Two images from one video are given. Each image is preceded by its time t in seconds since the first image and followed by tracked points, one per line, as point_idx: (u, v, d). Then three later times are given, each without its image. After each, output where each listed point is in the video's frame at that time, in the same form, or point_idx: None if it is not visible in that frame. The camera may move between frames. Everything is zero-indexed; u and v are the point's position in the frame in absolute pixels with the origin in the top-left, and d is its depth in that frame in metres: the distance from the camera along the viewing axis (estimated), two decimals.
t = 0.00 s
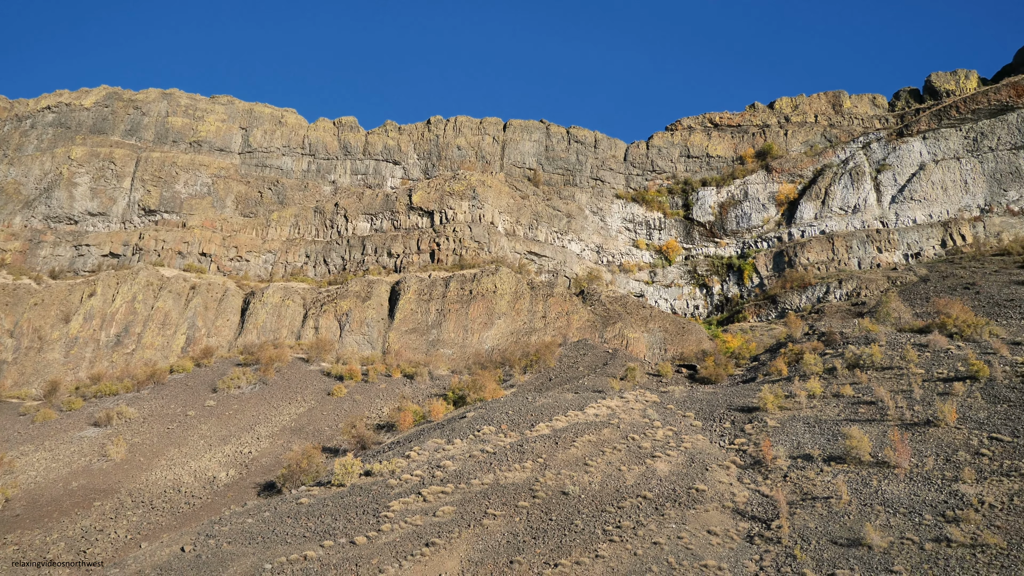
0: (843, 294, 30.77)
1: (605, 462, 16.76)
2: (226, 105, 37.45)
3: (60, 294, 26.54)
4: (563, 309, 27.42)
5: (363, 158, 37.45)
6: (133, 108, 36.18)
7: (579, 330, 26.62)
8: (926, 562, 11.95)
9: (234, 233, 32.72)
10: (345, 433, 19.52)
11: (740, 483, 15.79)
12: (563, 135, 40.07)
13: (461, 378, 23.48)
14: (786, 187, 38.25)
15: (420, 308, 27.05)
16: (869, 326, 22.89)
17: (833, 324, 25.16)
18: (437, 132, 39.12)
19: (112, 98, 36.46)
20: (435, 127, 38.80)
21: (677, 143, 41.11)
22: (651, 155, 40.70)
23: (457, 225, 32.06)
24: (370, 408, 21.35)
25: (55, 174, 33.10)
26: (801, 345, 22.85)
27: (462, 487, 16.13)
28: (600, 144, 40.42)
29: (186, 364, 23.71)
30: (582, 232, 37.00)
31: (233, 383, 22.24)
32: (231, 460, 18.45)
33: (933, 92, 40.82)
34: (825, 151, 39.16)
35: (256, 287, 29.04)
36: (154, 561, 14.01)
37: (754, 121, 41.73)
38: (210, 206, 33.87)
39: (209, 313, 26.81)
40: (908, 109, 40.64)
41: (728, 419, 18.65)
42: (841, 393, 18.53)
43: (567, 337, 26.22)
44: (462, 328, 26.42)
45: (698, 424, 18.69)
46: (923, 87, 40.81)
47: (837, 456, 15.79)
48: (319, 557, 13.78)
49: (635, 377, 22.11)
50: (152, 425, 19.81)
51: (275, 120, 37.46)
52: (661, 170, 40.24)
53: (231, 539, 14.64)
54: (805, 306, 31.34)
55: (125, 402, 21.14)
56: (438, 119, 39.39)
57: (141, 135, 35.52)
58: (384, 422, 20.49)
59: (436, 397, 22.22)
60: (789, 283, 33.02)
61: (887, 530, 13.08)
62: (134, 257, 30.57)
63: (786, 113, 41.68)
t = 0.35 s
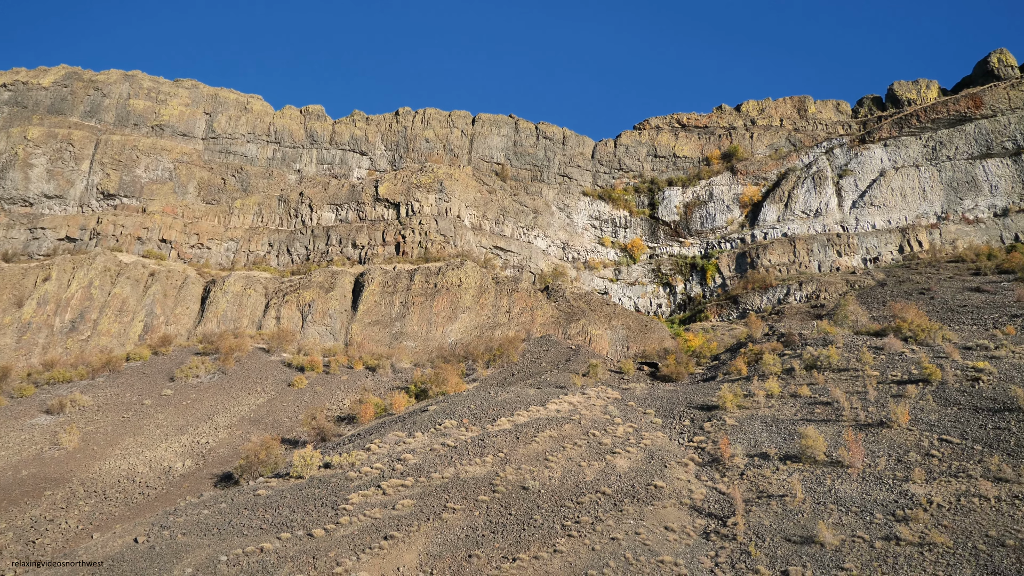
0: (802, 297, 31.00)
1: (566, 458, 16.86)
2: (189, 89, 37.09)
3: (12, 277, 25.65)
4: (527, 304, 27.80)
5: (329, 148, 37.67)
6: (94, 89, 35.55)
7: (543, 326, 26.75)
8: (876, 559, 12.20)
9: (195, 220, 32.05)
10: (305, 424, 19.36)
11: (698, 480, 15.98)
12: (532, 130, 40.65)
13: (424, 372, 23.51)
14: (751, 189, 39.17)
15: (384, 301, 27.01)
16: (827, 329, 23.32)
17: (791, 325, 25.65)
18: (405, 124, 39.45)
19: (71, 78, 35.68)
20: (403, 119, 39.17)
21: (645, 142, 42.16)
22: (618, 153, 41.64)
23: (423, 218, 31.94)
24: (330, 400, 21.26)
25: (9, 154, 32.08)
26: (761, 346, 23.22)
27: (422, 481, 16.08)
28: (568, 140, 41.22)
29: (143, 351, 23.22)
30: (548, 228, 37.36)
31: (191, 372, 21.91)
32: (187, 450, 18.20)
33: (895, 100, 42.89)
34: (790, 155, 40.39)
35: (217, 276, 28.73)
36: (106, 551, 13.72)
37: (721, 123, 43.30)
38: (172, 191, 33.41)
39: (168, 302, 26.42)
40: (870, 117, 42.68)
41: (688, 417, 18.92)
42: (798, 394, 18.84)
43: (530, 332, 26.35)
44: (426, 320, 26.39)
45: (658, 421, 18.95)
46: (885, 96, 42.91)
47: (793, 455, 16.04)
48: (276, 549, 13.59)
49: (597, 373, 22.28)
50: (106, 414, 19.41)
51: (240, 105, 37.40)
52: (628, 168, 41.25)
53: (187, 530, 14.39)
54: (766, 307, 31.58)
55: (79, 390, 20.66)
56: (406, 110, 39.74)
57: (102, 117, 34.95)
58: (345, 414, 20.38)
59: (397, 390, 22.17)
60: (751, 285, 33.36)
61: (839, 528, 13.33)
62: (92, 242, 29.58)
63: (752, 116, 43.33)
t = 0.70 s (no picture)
0: (762, 297, 31.62)
1: (526, 452, 16.90)
2: (153, 70, 36.46)
3: None
4: (491, 299, 27.74)
5: (294, 135, 37.40)
6: (52, 66, 34.67)
7: (506, 320, 26.85)
8: (827, 556, 12.44)
9: (155, 204, 31.33)
10: (264, 414, 19.07)
11: (656, 476, 16.13)
12: (501, 124, 40.96)
13: (386, 363, 23.43)
14: (715, 190, 39.82)
15: (347, 291, 26.72)
16: (787, 329, 23.60)
17: (752, 324, 26.00)
18: (373, 113, 39.31)
19: (29, 54, 34.81)
20: (371, 108, 39.05)
21: (612, 140, 42.79)
22: (586, 150, 42.14)
23: (389, 209, 31.81)
24: (290, 390, 21.11)
25: None
26: (721, 344, 23.50)
27: (381, 473, 16.00)
28: (536, 135, 41.54)
29: (98, 337, 22.64)
30: (514, 223, 37.16)
31: (147, 359, 21.48)
32: (142, 438, 17.92)
33: (857, 107, 43.85)
34: (754, 157, 40.89)
35: (177, 262, 27.98)
36: (55, 540, 13.45)
37: (688, 123, 43.85)
38: (131, 174, 32.61)
39: (125, 287, 25.58)
40: (834, 122, 43.41)
41: (648, 413, 19.16)
42: (757, 392, 19.11)
43: (494, 326, 26.50)
44: (389, 312, 26.27)
45: (618, 417, 19.12)
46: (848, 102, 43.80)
47: (750, 453, 16.23)
48: (231, 539, 13.39)
49: (559, 368, 22.35)
50: (59, 400, 18.96)
51: (205, 89, 36.85)
52: (596, 165, 41.78)
53: (139, 519, 14.14)
54: (726, 307, 32.12)
55: (31, 374, 20.16)
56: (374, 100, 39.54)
57: (60, 95, 34.08)
58: (305, 404, 20.26)
59: (358, 380, 22.14)
60: (714, 284, 33.97)
61: (792, 525, 13.56)
62: (47, 223, 28.71)
63: (719, 117, 44.04)
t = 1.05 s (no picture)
0: (724, 298, 31.95)
1: (486, 448, 16.90)
2: (114, 52, 35.64)
3: None
4: (456, 293, 28.02)
5: (260, 123, 36.56)
6: (9, 43, 33.70)
7: (470, 316, 27.15)
8: (780, 555, 12.63)
9: (114, 188, 30.47)
10: (222, 405, 18.89)
11: (615, 473, 16.24)
12: (469, 119, 40.99)
13: (347, 356, 23.37)
14: (680, 191, 40.36)
15: (310, 283, 26.53)
16: (747, 330, 23.88)
17: (714, 325, 26.23)
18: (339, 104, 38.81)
19: None
20: (338, 99, 38.49)
21: (580, 138, 43.42)
22: (554, 147, 42.61)
23: (354, 200, 31.74)
24: (249, 381, 20.92)
25: None
26: (682, 344, 23.79)
27: (340, 466, 15.87)
28: (504, 131, 41.77)
29: (51, 323, 22.01)
30: (480, 218, 37.67)
31: (102, 346, 21.01)
32: (96, 428, 17.60)
33: (821, 113, 45.02)
34: (719, 160, 41.87)
35: (136, 248, 27.26)
36: None
37: (656, 123, 44.76)
38: (90, 157, 31.79)
39: (81, 272, 24.91)
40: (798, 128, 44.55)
41: (608, 411, 19.31)
42: (716, 392, 19.37)
43: (457, 321, 26.62)
44: (352, 304, 26.17)
45: (579, 414, 19.24)
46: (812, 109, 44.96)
47: (708, 452, 16.41)
48: (185, 532, 13.11)
49: (521, 365, 22.49)
50: (8, 387, 18.40)
51: (168, 73, 36.19)
52: (563, 163, 42.22)
53: (90, 510, 13.83)
54: (688, 307, 32.57)
55: None
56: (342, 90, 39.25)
57: (17, 74, 33.21)
58: (264, 396, 20.06)
59: (319, 373, 22.09)
60: (677, 284, 34.32)
61: (748, 523, 13.75)
62: None
63: (686, 120, 44.71)
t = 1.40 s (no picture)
0: (687, 300, 32.83)
1: (448, 444, 16.88)
2: (76, 35, 34.92)
3: None
4: (421, 289, 27.94)
5: (225, 112, 36.68)
6: None
7: (434, 312, 26.99)
8: (737, 553, 12.79)
9: (73, 174, 29.45)
10: (180, 397, 18.74)
11: (577, 471, 16.31)
12: (438, 114, 41.52)
13: (310, 350, 23.17)
14: (647, 192, 41.25)
15: (273, 275, 26.28)
16: (709, 331, 24.24)
17: (677, 325, 26.54)
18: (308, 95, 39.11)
19: None
20: (307, 90, 38.86)
21: (549, 137, 44.11)
22: (522, 144, 43.25)
23: (320, 193, 31.37)
24: (210, 373, 20.71)
25: None
26: (646, 344, 24.03)
27: (300, 461, 15.72)
28: (473, 128, 42.31)
29: (4, 310, 21.13)
30: (448, 214, 37.75)
31: (57, 336, 20.46)
32: (48, 419, 17.24)
33: (786, 118, 46.83)
34: (686, 162, 42.78)
35: (95, 236, 26.59)
36: None
37: (623, 124, 45.90)
38: (48, 142, 30.75)
39: (36, 260, 23.97)
40: (764, 132, 46.25)
41: (571, 409, 19.41)
42: (678, 392, 19.56)
43: (422, 317, 26.56)
44: (316, 298, 25.94)
45: (542, 412, 19.30)
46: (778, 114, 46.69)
47: (668, 451, 16.57)
48: (140, 526, 12.82)
49: (485, 362, 22.55)
50: None
51: (131, 58, 35.73)
52: (531, 161, 42.90)
53: (41, 504, 13.50)
54: (653, 307, 33.31)
55: None
56: (310, 81, 39.30)
57: None
58: (224, 389, 19.82)
59: (281, 366, 21.86)
60: (642, 284, 34.97)
61: (706, 522, 13.91)
62: None
63: (654, 121, 46.18)
